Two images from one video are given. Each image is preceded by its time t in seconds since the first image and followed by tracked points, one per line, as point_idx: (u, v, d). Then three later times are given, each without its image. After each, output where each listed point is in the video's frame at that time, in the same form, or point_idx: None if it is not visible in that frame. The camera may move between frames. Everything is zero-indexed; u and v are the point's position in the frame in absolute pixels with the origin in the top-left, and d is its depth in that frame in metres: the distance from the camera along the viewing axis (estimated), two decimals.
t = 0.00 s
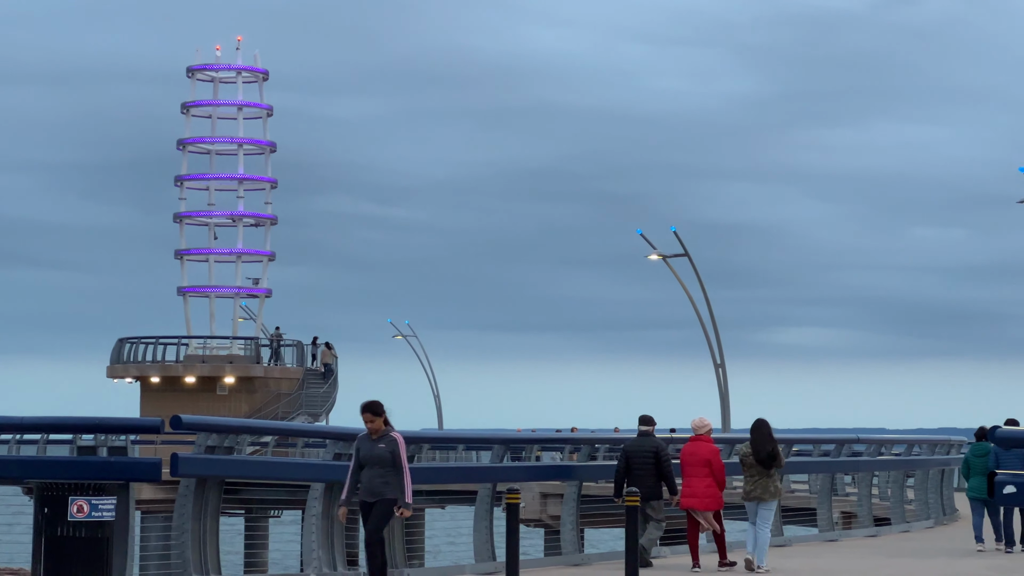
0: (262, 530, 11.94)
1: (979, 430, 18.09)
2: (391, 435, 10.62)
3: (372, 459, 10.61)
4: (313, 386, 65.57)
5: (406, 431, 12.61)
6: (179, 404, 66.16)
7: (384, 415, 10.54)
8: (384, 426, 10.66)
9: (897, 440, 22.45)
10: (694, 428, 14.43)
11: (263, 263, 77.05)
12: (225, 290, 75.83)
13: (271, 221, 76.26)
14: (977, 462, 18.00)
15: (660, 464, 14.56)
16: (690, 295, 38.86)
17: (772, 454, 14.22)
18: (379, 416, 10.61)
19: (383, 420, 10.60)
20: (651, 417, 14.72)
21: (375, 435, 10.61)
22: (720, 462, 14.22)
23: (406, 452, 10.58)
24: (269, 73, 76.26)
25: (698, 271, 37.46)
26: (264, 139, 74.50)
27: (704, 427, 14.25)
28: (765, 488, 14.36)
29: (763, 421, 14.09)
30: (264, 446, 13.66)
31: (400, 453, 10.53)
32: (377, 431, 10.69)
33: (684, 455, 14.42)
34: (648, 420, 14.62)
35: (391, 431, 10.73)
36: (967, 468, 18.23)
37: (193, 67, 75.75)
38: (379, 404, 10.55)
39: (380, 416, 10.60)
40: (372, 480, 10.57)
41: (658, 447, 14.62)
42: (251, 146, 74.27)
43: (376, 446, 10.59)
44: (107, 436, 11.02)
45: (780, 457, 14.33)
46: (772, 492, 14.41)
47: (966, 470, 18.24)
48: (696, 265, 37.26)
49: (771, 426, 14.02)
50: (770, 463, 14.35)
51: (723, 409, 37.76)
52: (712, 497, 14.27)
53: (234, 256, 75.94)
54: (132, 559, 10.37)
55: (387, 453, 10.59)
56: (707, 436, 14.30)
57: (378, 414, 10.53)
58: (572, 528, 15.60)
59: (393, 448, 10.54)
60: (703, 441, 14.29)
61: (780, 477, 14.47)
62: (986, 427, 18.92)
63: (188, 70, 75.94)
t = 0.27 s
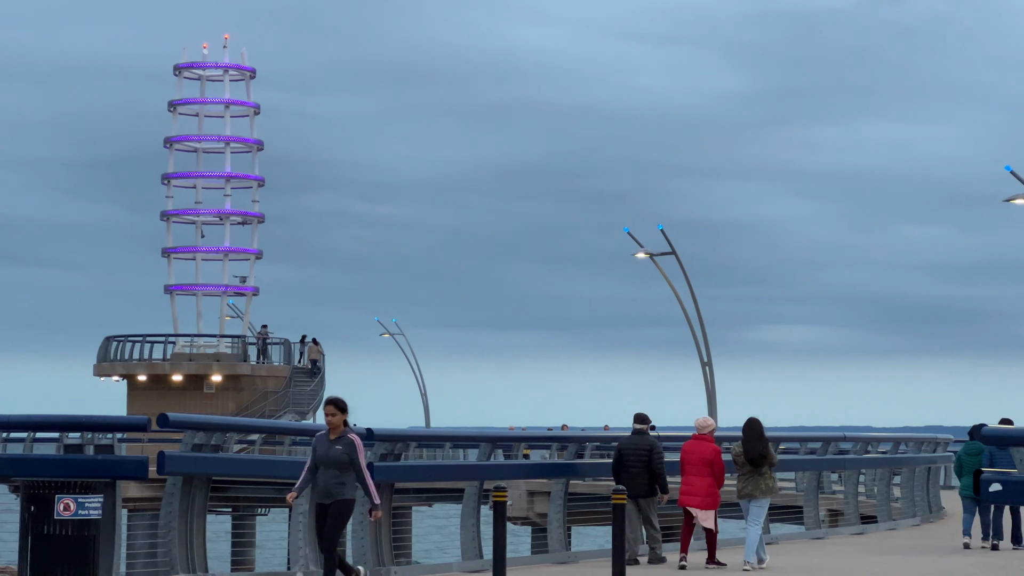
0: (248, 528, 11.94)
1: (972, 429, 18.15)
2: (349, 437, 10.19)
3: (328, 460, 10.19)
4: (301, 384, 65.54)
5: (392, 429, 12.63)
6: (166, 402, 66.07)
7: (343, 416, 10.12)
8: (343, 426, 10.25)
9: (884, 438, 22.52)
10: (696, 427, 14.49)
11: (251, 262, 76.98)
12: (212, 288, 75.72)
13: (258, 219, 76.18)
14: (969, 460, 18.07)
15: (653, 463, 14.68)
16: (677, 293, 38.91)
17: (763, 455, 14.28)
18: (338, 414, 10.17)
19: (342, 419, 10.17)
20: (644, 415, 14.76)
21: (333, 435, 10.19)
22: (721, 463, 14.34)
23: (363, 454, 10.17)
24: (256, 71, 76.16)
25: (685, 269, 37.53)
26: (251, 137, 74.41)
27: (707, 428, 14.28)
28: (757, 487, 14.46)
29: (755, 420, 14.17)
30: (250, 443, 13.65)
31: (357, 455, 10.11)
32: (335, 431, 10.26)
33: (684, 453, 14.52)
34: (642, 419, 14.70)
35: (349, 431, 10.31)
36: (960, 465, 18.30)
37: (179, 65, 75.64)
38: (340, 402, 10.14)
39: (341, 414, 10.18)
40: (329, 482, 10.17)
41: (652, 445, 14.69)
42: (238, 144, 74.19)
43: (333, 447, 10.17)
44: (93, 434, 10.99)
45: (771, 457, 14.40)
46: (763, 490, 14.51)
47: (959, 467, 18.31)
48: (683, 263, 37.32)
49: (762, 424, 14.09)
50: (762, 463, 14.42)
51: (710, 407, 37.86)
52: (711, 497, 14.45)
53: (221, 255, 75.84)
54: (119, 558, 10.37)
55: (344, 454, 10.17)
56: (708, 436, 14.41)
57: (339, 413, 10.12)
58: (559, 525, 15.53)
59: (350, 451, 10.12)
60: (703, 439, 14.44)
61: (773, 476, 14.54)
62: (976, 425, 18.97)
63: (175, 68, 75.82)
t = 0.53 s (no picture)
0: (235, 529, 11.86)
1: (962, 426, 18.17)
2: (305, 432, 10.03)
3: (285, 456, 10.05)
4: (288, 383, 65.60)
5: (378, 428, 12.62)
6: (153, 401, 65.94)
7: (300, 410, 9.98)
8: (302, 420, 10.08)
9: (871, 437, 22.57)
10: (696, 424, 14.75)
11: (238, 261, 76.85)
12: (199, 287, 75.60)
13: (246, 218, 76.06)
14: (959, 458, 18.11)
15: (651, 462, 14.77)
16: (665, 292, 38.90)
17: (753, 453, 14.29)
18: (294, 408, 10.04)
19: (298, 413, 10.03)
20: (647, 416, 14.85)
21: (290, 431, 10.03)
22: (718, 461, 14.54)
23: (319, 449, 10.01)
24: (244, 70, 76.01)
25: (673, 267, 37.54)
26: (238, 136, 74.30)
27: (706, 426, 14.49)
28: (750, 485, 14.49)
29: (745, 418, 14.23)
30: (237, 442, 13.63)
31: (312, 450, 9.95)
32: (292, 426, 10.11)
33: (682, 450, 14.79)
34: (643, 419, 14.82)
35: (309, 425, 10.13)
36: (952, 462, 18.33)
37: (167, 63, 75.51)
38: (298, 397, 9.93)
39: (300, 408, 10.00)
40: (285, 478, 10.02)
41: (651, 447, 14.70)
42: (226, 143, 74.07)
43: (290, 443, 10.02)
44: (79, 434, 10.93)
45: (764, 455, 14.41)
46: (758, 489, 14.53)
47: (951, 464, 18.34)
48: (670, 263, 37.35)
49: (752, 423, 14.18)
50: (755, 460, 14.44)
51: (697, 405, 37.90)
52: (707, 494, 14.59)
53: (208, 253, 75.70)
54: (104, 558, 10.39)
55: (300, 450, 10.02)
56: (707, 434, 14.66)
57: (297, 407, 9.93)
58: (547, 524, 15.53)
59: (305, 445, 9.96)
60: (702, 437, 14.72)
61: (766, 474, 14.53)
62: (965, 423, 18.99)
63: (162, 67, 75.67)
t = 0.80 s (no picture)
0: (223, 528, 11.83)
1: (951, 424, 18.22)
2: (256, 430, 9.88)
3: (236, 456, 9.89)
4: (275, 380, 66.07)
5: (367, 427, 12.64)
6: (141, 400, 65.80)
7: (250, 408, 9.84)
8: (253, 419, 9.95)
9: (858, 435, 22.63)
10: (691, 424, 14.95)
11: (226, 259, 76.76)
12: (187, 285, 75.46)
13: (234, 216, 75.95)
14: (947, 457, 18.16)
15: (654, 457, 15.17)
16: (654, 291, 38.91)
17: (748, 450, 14.37)
18: (246, 406, 9.90)
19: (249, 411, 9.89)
20: (646, 413, 15.33)
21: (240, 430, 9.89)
22: (713, 459, 14.81)
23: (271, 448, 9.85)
24: (232, 68, 75.91)
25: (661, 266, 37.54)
26: (226, 135, 74.20)
27: (702, 424, 14.79)
28: (744, 482, 14.57)
29: (740, 415, 14.31)
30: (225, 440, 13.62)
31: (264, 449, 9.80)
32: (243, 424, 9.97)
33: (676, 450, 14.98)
34: (643, 416, 15.26)
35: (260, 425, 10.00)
36: (940, 461, 18.38)
37: (155, 62, 75.41)
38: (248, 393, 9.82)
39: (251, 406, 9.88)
40: (236, 479, 9.86)
41: (652, 442, 15.18)
42: (214, 141, 73.97)
43: (240, 442, 9.87)
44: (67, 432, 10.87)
45: (759, 452, 14.49)
46: (752, 486, 14.63)
47: (939, 462, 18.38)
48: (658, 262, 37.39)
49: (747, 420, 14.24)
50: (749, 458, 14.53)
51: (686, 404, 37.95)
52: (703, 493, 14.78)
53: (196, 252, 75.60)
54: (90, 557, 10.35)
55: (251, 449, 9.87)
56: (702, 434, 14.86)
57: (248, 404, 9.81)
58: (535, 523, 15.59)
59: (256, 444, 9.81)
60: (697, 437, 14.87)
61: (761, 471, 14.64)
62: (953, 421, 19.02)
63: (150, 65, 75.55)
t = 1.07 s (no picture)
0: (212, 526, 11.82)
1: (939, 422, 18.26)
2: (213, 428, 9.75)
3: (192, 454, 9.71)
4: (264, 379, 66.21)
5: (356, 426, 12.63)
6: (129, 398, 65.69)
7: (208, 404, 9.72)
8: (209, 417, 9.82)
9: (847, 433, 22.68)
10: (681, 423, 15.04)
11: (215, 257, 76.66)
12: (176, 284, 75.34)
13: (223, 214, 75.84)
14: (937, 455, 18.20)
15: (652, 456, 15.23)
16: (643, 290, 38.98)
17: (751, 450, 14.52)
18: (202, 404, 9.77)
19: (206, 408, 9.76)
20: (642, 413, 15.41)
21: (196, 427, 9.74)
22: (708, 456, 14.82)
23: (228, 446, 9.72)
24: (220, 66, 75.81)
25: (650, 265, 37.60)
26: (215, 133, 74.11)
27: (692, 423, 14.86)
28: (744, 482, 14.72)
29: (742, 416, 14.44)
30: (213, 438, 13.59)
31: (222, 445, 9.67)
32: (198, 422, 9.81)
33: (672, 449, 15.02)
34: (640, 415, 15.34)
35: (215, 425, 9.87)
36: (929, 459, 18.43)
37: (144, 60, 75.29)
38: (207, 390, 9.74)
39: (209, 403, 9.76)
40: (191, 477, 9.68)
41: (648, 441, 15.27)
42: (202, 139, 73.87)
43: (197, 439, 9.71)
44: (55, 430, 10.90)
45: (758, 452, 14.66)
46: (751, 486, 14.81)
47: (928, 460, 18.42)
48: (647, 260, 37.44)
49: (748, 420, 14.33)
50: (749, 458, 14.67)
51: (675, 403, 38.01)
52: (702, 491, 14.87)
53: (185, 250, 75.50)
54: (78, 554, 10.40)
55: (208, 447, 9.72)
56: (695, 431, 14.95)
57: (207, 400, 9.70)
58: (524, 521, 15.63)
59: (214, 441, 9.67)
60: (690, 436, 14.96)
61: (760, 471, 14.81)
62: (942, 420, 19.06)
63: (139, 63, 75.42)
